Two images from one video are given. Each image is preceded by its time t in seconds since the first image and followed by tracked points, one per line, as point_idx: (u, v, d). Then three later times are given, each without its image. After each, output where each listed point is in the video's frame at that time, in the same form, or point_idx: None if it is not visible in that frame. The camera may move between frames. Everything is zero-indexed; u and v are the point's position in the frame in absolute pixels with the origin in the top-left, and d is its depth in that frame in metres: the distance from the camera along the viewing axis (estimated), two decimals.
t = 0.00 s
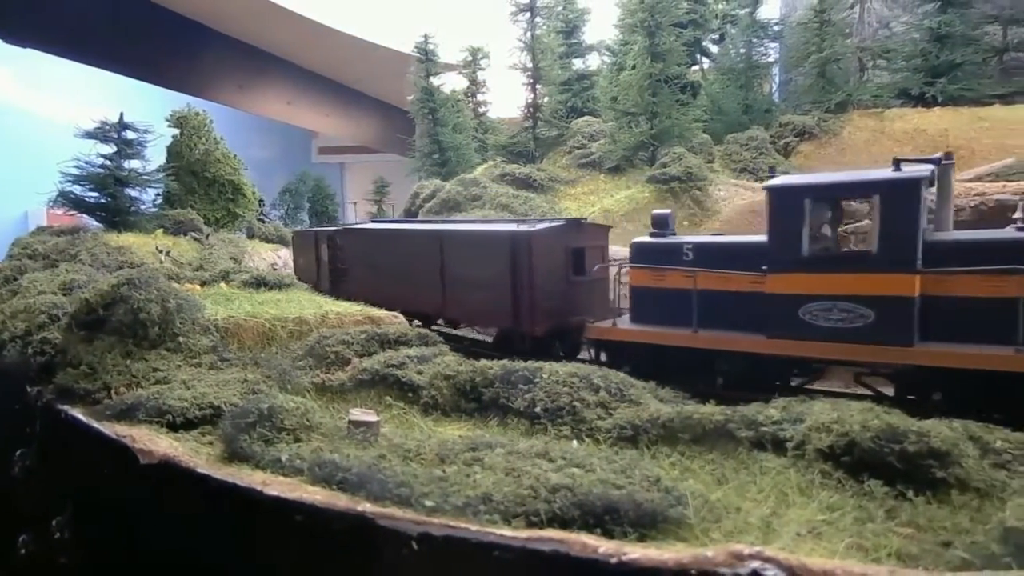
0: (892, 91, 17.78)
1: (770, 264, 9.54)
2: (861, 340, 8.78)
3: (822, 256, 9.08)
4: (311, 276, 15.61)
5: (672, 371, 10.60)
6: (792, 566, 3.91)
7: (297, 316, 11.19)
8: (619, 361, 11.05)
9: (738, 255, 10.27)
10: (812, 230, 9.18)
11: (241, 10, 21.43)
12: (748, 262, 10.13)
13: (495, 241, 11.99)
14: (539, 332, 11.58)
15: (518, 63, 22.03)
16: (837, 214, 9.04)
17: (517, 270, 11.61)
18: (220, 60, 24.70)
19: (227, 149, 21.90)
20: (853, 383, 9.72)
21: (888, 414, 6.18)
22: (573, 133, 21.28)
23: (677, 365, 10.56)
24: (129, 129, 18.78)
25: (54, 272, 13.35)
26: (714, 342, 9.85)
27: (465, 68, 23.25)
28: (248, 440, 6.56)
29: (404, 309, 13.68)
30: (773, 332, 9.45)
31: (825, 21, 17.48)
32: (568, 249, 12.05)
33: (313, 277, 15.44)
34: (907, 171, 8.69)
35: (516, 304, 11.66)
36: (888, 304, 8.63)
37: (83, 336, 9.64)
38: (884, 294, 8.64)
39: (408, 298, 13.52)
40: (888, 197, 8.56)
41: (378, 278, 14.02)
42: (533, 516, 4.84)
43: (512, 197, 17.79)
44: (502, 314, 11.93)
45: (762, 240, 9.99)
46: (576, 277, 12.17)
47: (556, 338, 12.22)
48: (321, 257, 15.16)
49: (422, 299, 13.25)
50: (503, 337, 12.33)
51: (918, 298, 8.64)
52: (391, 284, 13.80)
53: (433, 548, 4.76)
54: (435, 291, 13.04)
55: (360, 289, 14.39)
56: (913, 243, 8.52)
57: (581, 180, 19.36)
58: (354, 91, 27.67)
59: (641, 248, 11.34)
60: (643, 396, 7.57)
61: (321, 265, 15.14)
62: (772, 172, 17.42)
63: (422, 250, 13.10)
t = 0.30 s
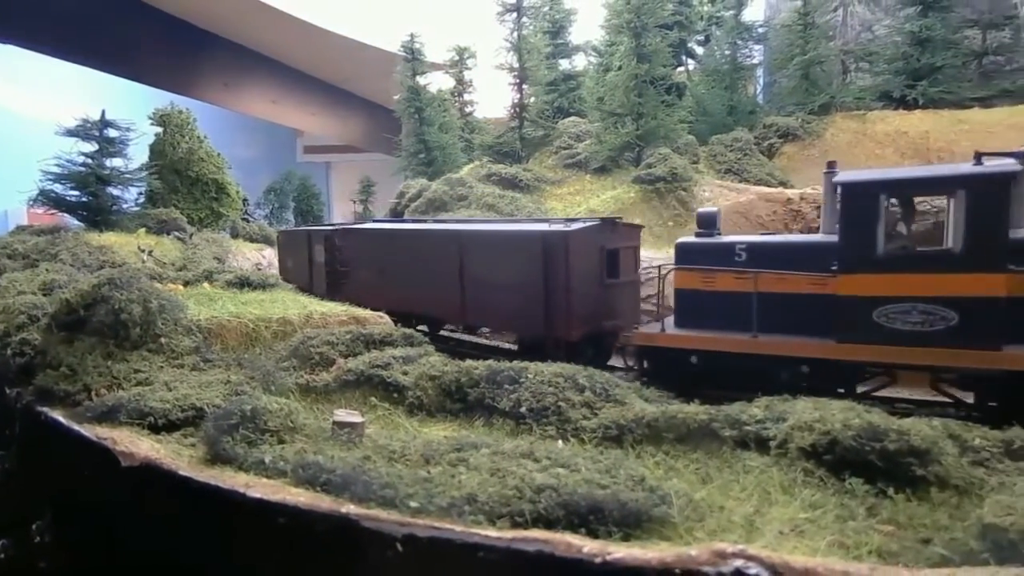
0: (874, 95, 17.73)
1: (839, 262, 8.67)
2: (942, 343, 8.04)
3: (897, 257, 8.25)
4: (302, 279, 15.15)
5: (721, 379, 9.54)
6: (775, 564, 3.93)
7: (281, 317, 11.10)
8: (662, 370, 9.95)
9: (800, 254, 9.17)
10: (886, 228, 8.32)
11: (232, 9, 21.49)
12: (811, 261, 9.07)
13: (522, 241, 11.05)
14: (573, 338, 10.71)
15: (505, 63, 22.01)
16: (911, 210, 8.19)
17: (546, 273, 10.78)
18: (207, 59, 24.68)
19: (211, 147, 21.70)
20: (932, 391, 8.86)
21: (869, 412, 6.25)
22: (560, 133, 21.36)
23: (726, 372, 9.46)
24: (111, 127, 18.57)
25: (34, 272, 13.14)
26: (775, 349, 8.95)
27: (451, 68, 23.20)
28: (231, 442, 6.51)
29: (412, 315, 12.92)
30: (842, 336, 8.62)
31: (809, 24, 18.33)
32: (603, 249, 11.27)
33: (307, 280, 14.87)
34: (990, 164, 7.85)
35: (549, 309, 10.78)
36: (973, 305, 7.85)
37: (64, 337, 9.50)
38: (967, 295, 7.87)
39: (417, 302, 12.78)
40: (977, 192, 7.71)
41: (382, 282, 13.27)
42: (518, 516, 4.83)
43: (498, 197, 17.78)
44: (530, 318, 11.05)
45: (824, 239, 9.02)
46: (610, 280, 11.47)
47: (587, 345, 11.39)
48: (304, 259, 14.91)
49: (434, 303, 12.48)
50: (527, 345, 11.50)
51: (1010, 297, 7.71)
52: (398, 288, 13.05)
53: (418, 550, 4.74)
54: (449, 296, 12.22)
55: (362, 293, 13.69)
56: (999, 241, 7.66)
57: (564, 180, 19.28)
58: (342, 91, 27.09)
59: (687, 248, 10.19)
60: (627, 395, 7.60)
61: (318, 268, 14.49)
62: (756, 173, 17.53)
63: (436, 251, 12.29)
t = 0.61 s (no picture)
0: (836, 100, 18.40)
1: (894, 263, 7.95)
2: (1005, 346, 7.47)
3: (960, 256, 7.59)
4: (279, 281, 14.80)
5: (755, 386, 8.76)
6: (738, 559, 3.99)
7: (245, 318, 10.92)
8: (694, 380, 9.07)
9: (847, 255, 8.65)
10: (948, 226, 7.64)
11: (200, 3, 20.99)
12: (857, 263, 8.58)
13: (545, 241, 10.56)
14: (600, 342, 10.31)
15: (474, 63, 22.02)
16: (969, 206, 7.53)
17: (569, 274, 10.35)
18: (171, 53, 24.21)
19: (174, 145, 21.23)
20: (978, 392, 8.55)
21: (829, 410, 6.39)
22: (529, 134, 21.39)
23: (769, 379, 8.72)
24: (68, 122, 18.09)
25: None
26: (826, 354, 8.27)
27: (420, 67, 23.09)
28: (192, 446, 6.38)
29: (410, 318, 12.38)
30: (899, 339, 7.95)
31: (772, 30, 18.86)
32: (626, 250, 10.89)
33: (286, 282, 14.53)
34: None
35: (574, 312, 10.37)
36: None
37: (17, 339, 9.15)
38: None
39: (416, 305, 12.26)
40: None
41: (377, 283, 12.77)
42: (485, 517, 4.83)
43: (468, 197, 17.76)
44: (553, 322, 10.61)
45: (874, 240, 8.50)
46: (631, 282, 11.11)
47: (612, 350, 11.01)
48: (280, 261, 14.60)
49: (439, 306, 11.95)
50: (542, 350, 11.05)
51: None
52: (395, 290, 12.51)
53: (384, 554, 4.67)
54: (457, 298, 11.70)
55: (353, 295, 13.24)
56: None
57: (534, 180, 19.33)
58: (308, 87, 26.77)
59: (721, 250, 9.50)
60: (595, 396, 7.65)
61: (299, 270, 14.08)
62: (722, 175, 17.81)
63: (442, 251, 11.76)
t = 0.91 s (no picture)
0: (789, 105, 20.12)
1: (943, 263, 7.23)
2: None
3: (1014, 257, 6.92)
4: (249, 284, 14.38)
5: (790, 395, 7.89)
6: (697, 556, 4.05)
7: (201, 320, 10.66)
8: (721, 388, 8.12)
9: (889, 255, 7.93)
10: (1000, 225, 6.95)
11: None
12: (897, 263, 7.89)
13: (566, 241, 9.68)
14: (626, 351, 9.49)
15: (437, 62, 21.91)
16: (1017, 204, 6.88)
17: (591, 278, 9.53)
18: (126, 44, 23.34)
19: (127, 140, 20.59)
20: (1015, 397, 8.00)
21: (783, 408, 6.56)
22: (493, 134, 21.33)
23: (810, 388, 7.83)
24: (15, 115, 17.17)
25: None
26: (872, 360, 7.45)
27: (383, 64, 22.90)
28: (145, 451, 6.18)
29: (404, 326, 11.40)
30: (950, 345, 7.22)
31: (730, 35, 19.70)
32: (650, 251, 10.09)
33: (258, 283, 14.15)
34: None
35: (599, 318, 9.56)
36: None
37: None
38: None
39: (411, 311, 11.28)
40: None
41: (364, 288, 11.77)
42: (448, 520, 4.80)
43: (430, 196, 17.66)
44: (573, 329, 9.77)
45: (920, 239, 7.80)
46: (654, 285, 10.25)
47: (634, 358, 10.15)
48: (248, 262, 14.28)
49: (439, 312, 11.00)
50: (558, 358, 10.24)
51: None
52: (385, 295, 11.52)
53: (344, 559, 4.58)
54: (460, 303, 10.77)
55: (336, 301, 12.24)
56: None
57: (498, 181, 19.34)
58: (261, 81, 26.27)
59: (753, 252, 8.56)
60: (558, 396, 7.69)
61: (277, 273, 13.53)
62: (682, 178, 18.09)
63: (444, 253, 10.83)
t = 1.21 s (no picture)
0: (733, 111, 20.87)
1: (975, 263, 7.29)
2: None
3: None
4: (207, 287, 13.78)
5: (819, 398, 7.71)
6: (642, 552, 4.12)
7: (138, 322, 10.26)
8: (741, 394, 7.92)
9: (913, 254, 7.89)
10: None
11: None
12: (921, 262, 7.87)
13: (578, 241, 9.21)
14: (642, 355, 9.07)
15: (388, 59, 21.67)
16: None
17: (608, 279, 9.11)
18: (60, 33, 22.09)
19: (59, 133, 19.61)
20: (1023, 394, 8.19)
21: (726, 405, 6.74)
22: (444, 134, 21.19)
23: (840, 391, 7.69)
24: None
25: None
26: (903, 361, 7.38)
27: (332, 60, 22.50)
28: (77, 459, 5.91)
29: (396, 332, 10.69)
30: (981, 343, 7.23)
31: (677, 41, 20.73)
32: (666, 253, 9.71)
33: (218, 287, 13.51)
34: None
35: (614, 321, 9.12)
36: None
37: None
38: None
39: (404, 316, 10.59)
40: None
41: (350, 292, 10.99)
42: (395, 523, 4.77)
43: (380, 195, 17.44)
44: (585, 333, 9.31)
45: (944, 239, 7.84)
46: (669, 287, 9.85)
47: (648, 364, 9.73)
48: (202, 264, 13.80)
49: (436, 317, 10.34)
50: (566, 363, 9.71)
51: None
52: (374, 299, 10.79)
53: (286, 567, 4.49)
54: (461, 306, 10.15)
55: (317, 306, 11.41)
56: None
57: (449, 181, 19.24)
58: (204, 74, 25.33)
59: (775, 251, 8.37)
60: (508, 396, 7.70)
61: (243, 276, 12.78)
62: (631, 180, 18.40)
63: (441, 255, 10.20)
